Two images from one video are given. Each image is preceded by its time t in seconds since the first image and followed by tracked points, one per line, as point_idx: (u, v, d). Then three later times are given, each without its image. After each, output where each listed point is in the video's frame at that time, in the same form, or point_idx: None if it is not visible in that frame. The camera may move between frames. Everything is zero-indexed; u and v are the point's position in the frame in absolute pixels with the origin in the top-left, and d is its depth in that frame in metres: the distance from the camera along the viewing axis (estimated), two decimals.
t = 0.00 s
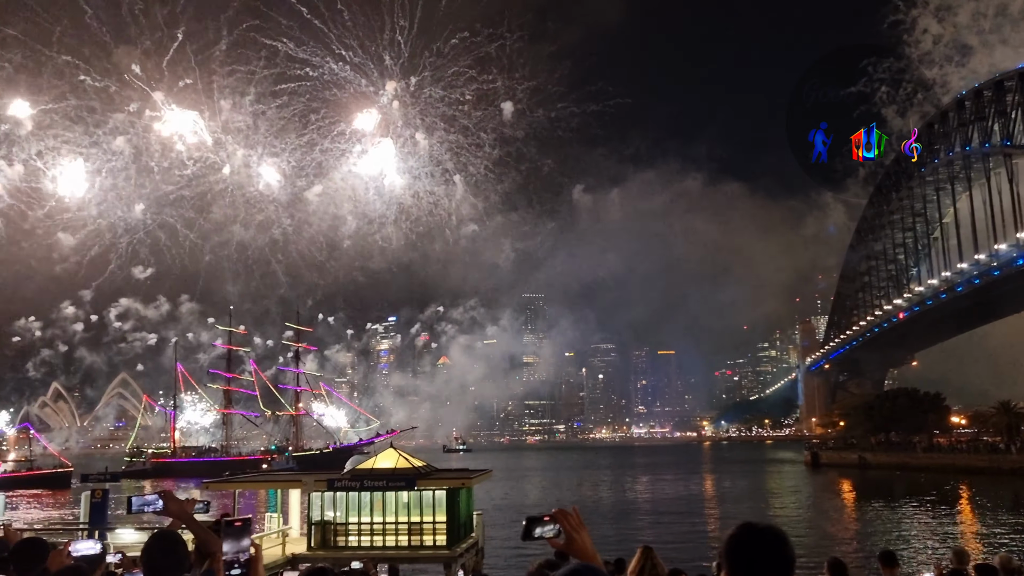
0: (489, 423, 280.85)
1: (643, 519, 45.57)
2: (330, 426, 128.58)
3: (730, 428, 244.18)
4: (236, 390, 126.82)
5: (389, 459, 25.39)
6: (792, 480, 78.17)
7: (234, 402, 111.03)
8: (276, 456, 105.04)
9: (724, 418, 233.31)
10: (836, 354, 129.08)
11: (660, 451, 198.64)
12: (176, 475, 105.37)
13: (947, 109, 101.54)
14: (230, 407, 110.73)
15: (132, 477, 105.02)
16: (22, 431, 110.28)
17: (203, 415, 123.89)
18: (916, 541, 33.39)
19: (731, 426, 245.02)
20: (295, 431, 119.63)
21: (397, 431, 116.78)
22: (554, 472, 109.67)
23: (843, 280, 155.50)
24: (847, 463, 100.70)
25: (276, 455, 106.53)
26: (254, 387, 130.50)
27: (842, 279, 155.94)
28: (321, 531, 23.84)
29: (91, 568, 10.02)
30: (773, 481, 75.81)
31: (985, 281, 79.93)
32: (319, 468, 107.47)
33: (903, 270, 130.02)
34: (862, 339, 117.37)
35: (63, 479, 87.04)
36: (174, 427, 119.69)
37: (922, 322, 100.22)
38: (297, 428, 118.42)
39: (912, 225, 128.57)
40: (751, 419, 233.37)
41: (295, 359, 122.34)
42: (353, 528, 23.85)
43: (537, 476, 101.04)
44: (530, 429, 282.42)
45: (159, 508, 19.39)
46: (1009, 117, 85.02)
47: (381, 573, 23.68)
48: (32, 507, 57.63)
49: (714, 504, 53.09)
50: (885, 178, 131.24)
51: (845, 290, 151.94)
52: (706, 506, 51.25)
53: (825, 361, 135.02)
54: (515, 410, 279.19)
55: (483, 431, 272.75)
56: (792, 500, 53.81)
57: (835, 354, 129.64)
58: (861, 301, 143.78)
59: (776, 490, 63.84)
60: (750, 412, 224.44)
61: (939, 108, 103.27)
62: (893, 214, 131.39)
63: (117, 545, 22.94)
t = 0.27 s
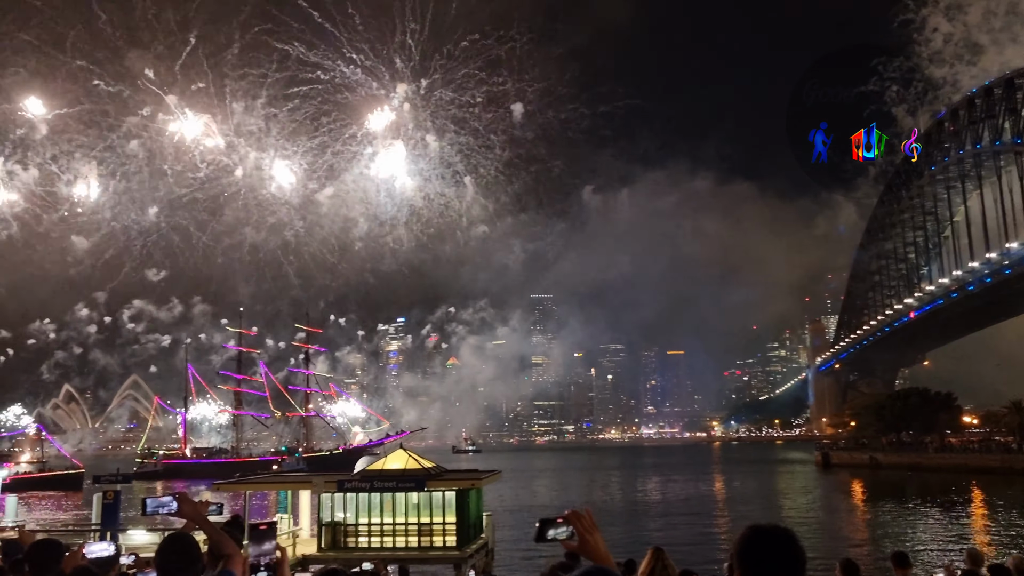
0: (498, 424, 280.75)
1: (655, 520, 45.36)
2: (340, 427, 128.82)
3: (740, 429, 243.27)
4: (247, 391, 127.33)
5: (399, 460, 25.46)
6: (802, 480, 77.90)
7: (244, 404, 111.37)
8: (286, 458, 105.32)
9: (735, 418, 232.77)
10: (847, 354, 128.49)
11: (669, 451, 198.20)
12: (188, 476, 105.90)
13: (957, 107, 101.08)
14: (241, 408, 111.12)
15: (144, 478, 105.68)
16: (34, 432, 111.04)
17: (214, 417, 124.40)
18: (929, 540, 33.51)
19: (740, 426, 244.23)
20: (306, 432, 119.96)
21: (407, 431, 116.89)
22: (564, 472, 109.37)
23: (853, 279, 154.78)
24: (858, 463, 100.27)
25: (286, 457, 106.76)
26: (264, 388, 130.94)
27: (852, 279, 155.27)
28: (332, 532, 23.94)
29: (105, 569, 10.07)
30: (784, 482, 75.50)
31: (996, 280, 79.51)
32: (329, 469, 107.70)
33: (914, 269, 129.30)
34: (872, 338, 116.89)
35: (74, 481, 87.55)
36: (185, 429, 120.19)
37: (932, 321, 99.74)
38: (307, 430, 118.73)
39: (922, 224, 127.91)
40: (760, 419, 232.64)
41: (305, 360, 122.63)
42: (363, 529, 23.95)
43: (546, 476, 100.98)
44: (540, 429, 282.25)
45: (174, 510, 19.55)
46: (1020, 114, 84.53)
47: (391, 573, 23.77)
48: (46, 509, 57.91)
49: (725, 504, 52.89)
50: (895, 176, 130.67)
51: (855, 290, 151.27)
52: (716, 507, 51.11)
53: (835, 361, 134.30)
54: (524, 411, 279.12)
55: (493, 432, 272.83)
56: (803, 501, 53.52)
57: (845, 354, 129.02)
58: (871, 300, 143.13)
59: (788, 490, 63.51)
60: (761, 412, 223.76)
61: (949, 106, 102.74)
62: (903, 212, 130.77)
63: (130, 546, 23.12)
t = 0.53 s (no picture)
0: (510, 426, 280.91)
1: (669, 522, 45.25)
2: (353, 428, 129.28)
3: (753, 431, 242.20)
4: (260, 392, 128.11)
5: (412, 461, 25.52)
6: (817, 482, 77.53)
7: (258, 404, 111.94)
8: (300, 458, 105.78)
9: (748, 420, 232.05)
10: (861, 355, 127.62)
11: (682, 453, 197.59)
12: (202, 476, 106.57)
13: (973, 107, 100.34)
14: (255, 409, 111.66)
15: (159, 478, 106.44)
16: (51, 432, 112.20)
17: (228, 417, 125.14)
18: (943, 541, 33.56)
19: (754, 428, 243.20)
20: (319, 432, 120.44)
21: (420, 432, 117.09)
22: (577, 474, 109.19)
23: (867, 280, 153.87)
24: (873, 465, 99.64)
25: (300, 457, 107.22)
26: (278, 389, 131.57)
27: (867, 280, 154.38)
28: (345, 532, 24.05)
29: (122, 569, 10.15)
30: (798, 484, 75.14)
31: (1012, 281, 78.83)
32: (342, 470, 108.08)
33: (930, 270, 128.33)
34: (887, 340, 116.19)
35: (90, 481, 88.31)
36: (199, 429, 120.98)
37: (947, 322, 99.06)
38: (321, 430, 119.17)
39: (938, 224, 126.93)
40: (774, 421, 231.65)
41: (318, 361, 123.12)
42: (376, 530, 24.02)
43: (558, 477, 100.94)
44: (552, 430, 282.10)
45: (190, 510, 19.72)
46: None
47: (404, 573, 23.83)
48: (64, 508, 58.40)
49: (738, 506, 52.68)
50: (911, 176, 129.81)
51: (869, 291, 150.35)
52: (729, 509, 50.97)
53: (850, 362, 133.37)
54: (537, 412, 279.09)
55: (505, 433, 272.94)
56: (818, 503, 53.23)
57: (860, 355, 128.14)
58: (885, 301, 142.19)
59: (802, 492, 63.18)
60: (774, 413, 222.78)
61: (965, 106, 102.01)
62: (918, 212, 129.90)
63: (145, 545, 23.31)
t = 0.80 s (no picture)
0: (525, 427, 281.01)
1: (686, 524, 45.11)
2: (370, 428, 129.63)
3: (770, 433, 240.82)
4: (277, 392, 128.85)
5: (427, 462, 25.60)
6: (834, 485, 77.08)
7: (275, 405, 112.65)
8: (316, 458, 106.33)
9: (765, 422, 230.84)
10: (879, 357, 126.56)
11: (699, 455, 196.77)
12: (219, 475, 107.41)
13: (993, 107, 99.29)
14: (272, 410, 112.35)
15: (177, 477, 107.42)
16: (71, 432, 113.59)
17: (245, 417, 126.04)
18: (962, 545, 33.22)
19: (771, 430, 241.74)
20: (335, 433, 121.03)
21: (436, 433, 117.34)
22: (592, 475, 109.03)
23: (886, 282, 152.59)
24: (892, 469, 98.71)
25: (317, 457, 107.65)
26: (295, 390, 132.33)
27: (885, 282, 153.10)
28: (362, 532, 24.19)
29: (143, 568, 10.30)
30: (815, 487, 74.72)
31: None
32: (358, 470, 108.55)
33: (949, 271, 127.05)
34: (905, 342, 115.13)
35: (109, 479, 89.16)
36: (216, 430, 121.89)
37: (968, 324, 97.98)
38: (337, 431, 119.73)
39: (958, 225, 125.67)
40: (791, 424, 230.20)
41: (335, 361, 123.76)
42: (392, 530, 24.13)
43: (574, 479, 100.76)
44: (568, 431, 281.83)
45: (209, 509, 19.92)
46: None
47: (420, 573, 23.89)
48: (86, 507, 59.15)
49: (755, 509, 52.42)
50: (930, 177, 128.63)
51: (888, 292, 149.15)
52: (745, 512, 50.63)
53: (868, 364, 132.17)
54: (553, 413, 278.92)
55: (521, 434, 273.07)
56: (835, 506, 52.87)
57: (878, 357, 127.08)
58: (904, 303, 140.91)
59: (820, 495, 62.79)
60: (791, 416, 221.44)
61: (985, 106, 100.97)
62: (937, 213, 128.60)
63: (165, 543, 23.57)
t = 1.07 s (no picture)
0: (542, 427, 281.19)
1: (705, 525, 44.98)
2: (388, 428, 130.03)
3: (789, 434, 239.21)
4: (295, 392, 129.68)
5: (444, 461, 25.68)
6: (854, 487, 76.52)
7: (293, 404, 113.39)
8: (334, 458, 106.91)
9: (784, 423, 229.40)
10: (900, 358, 125.34)
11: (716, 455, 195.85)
12: (238, 474, 108.34)
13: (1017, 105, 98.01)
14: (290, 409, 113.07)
15: (197, 475, 108.47)
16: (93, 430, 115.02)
17: (264, 417, 126.95)
18: (984, 549, 32.81)
19: (789, 431, 240.11)
20: (353, 432, 121.63)
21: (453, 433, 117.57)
22: (609, 476, 108.83)
23: (906, 283, 151.13)
24: (912, 471, 97.72)
25: (335, 456, 108.21)
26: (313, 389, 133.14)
27: (906, 282, 151.63)
28: (379, 531, 24.31)
29: (165, 565, 10.39)
30: (834, 488, 74.28)
31: None
32: (375, 469, 109.03)
33: (971, 272, 125.57)
34: (926, 343, 113.85)
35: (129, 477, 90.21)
36: (235, 429, 122.88)
37: (990, 325, 96.80)
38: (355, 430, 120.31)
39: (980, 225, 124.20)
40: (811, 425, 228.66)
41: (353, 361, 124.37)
42: (409, 530, 24.21)
43: (591, 479, 100.70)
44: (585, 432, 281.43)
45: (230, 508, 20.15)
46: None
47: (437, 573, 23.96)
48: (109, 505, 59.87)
49: (773, 511, 52.17)
50: (952, 177, 127.19)
51: (909, 293, 147.65)
52: (763, 513, 50.35)
53: (889, 365, 130.88)
54: (569, 413, 278.65)
55: (538, 434, 273.07)
56: (855, 508, 52.48)
57: (898, 359, 125.85)
58: (925, 304, 139.43)
59: (839, 497, 62.39)
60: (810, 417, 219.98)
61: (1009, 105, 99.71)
62: (959, 213, 127.02)
63: (185, 541, 23.82)
